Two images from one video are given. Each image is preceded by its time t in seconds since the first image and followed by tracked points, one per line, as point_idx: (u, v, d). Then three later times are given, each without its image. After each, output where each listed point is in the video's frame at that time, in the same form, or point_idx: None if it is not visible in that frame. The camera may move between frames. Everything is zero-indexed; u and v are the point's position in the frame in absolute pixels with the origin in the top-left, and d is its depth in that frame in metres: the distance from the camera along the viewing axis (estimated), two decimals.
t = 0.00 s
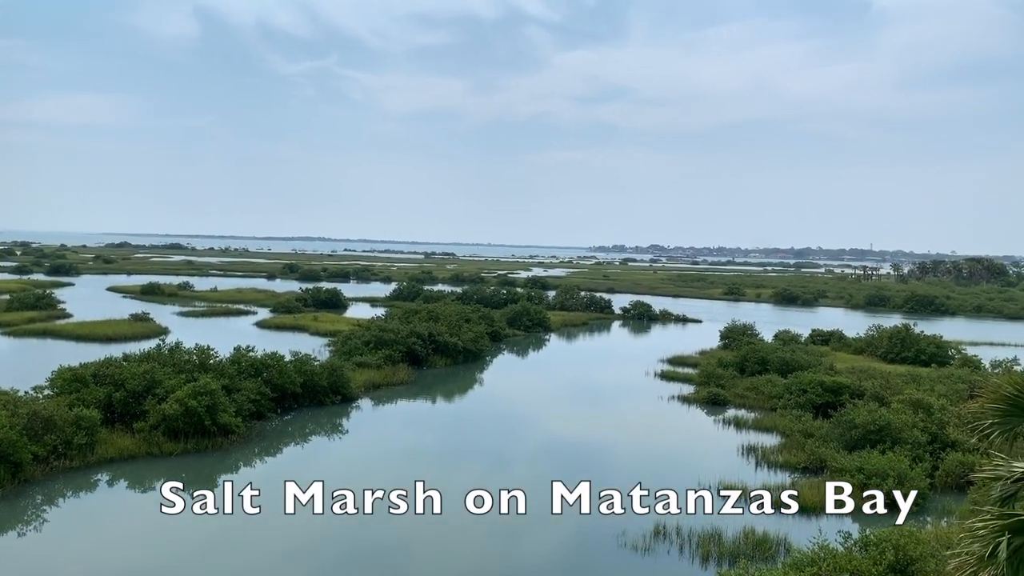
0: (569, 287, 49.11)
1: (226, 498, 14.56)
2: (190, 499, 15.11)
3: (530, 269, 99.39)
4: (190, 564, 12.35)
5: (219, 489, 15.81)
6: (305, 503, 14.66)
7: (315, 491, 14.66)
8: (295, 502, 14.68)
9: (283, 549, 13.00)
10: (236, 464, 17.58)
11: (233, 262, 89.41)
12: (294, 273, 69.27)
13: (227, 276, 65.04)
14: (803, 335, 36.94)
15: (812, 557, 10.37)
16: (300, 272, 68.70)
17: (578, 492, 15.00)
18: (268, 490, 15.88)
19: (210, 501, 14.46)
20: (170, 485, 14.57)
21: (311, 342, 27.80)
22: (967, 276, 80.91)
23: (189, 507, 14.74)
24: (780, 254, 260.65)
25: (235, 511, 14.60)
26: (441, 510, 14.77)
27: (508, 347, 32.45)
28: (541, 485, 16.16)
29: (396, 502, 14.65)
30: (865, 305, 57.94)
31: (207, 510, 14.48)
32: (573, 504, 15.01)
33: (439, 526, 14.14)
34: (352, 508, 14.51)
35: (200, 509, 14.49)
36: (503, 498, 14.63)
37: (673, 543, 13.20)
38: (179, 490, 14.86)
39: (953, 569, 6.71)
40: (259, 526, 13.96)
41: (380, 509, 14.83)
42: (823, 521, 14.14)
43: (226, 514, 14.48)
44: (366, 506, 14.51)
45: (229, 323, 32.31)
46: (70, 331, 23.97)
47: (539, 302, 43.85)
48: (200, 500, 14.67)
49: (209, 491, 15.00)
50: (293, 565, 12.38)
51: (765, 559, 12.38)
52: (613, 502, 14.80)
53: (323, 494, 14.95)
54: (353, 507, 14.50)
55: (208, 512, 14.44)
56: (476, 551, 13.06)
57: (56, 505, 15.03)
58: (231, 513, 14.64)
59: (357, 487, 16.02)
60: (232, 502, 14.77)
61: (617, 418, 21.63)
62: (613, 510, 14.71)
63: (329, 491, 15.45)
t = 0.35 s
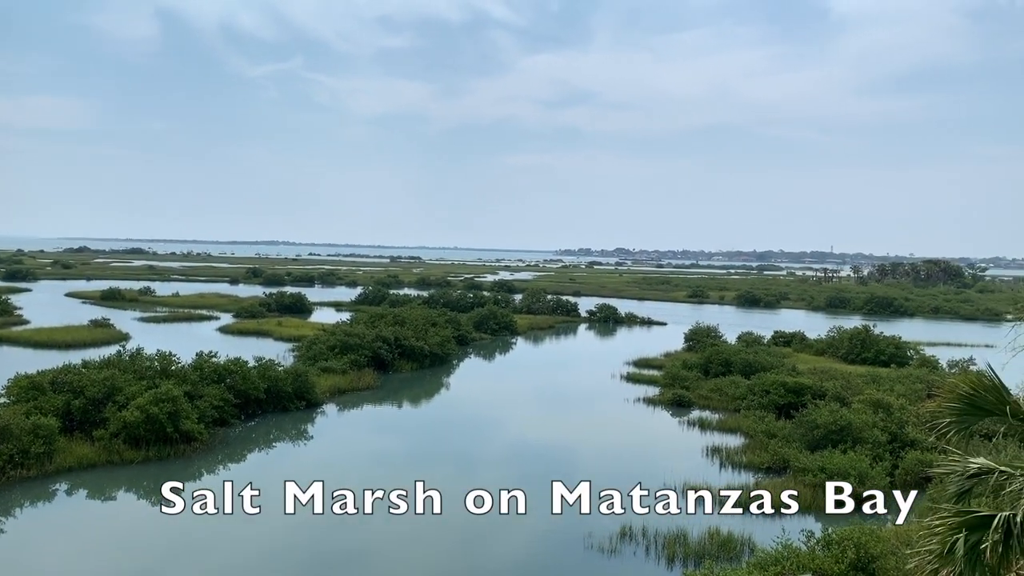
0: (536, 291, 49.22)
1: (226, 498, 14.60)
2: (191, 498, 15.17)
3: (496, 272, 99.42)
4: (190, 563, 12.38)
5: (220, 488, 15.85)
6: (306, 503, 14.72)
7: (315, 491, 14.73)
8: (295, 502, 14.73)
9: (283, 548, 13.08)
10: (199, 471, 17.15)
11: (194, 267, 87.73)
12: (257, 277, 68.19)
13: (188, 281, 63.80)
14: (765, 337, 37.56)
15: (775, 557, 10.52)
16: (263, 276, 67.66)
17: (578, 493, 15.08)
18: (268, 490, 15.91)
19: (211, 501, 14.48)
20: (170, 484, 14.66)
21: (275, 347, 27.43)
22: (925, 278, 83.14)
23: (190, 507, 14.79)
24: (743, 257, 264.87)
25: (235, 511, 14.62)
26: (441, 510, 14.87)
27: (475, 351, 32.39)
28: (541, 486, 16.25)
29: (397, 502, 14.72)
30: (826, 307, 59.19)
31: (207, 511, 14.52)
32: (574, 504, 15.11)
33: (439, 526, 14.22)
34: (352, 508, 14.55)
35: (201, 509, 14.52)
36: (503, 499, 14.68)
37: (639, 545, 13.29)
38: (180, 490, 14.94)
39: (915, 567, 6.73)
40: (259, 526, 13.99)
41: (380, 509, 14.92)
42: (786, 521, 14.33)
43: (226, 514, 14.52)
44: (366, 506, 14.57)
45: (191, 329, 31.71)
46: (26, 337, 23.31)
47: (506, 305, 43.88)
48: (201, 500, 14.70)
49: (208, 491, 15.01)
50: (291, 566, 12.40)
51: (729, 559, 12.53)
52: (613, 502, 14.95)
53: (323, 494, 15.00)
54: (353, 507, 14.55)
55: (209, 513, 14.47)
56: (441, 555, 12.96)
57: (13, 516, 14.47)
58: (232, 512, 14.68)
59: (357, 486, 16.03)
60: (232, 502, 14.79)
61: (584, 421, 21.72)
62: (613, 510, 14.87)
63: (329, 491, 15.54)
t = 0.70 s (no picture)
0: (497, 292, 49.19)
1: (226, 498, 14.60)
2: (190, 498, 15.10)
3: (458, 274, 99.13)
4: (194, 565, 12.30)
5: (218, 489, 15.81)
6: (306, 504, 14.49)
7: (315, 491, 14.68)
8: (295, 502, 14.69)
9: (286, 548, 13.09)
10: (156, 478, 16.70)
11: (147, 271, 85.47)
12: (214, 281, 66.73)
13: (141, 285, 62.19)
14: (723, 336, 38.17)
15: (735, 554, 10.68)
16: (220, 280, 66.28)
17: (577, 492, 14.99)
18: (267, 491, 15.91)
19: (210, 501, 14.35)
20: (169, 484, 14.34)
21: (232, 352, 26.93)
22: (878, 277, 85.39)
23: (189, 506, 14.68)
24: (701, 258, 268.82)
25: (235, 511, 14.66)
26: (442, 510, 15.01)
27: (436, 354, 32.24)
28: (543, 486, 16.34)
29: (397, 502, 14.76)
30: (783, 306, 60.43)
31: (207, 511, 14.41)
32: (574, 504, 15.14)
33: (427, 527, 14.26)
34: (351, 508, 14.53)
35: (200, 509, 14.38)
36: (503, 498, 14.72)
37: (601, 545, 13.35)
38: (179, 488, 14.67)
39: (870, 563, 6.89)
40: (259, 527, 13.97)
41: (380, 508, 15.00)
42: (745, 519, 14.55)
43: (226, 515, 14.52)
44: (366, 506, 14.59)
45: (146, 334, 30.96)
46: None
47: (467, 308, 43.78)
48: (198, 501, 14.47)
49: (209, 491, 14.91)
50: (266, 570, 12.25)
51: (690, 557, 12.68)
52: (613, 502, 14.92)
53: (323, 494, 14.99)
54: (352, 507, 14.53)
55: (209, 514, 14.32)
56: (404, 559, 12.84)
57: None
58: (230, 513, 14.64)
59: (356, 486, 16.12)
60: (231, 502, 14.79)
61: (546, 422, 21.78)
62: (613, 510, 14.83)
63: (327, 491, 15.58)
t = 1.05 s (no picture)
0: (458, 295, 49.03)
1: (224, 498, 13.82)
2: (190, 499, 15.04)
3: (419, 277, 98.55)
4: (185, 569, 12.19)
5: (217, 489, 15.77)
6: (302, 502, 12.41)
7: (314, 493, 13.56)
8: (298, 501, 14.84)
9: (292, 549, 13.17)
10: (109, 486, 16.20)
11: (97, 274, 82.99)
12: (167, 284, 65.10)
13: (91, 289, 60.37)
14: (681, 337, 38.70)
15: (694, 553, 10.82)
16: (173, 284, 64.70)
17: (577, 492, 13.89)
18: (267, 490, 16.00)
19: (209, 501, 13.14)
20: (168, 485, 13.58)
21: (187, 356, 26.32)
22: (832, 278, 87.59)
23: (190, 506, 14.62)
24: (660, 260, 272.32)
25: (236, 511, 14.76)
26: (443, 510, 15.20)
27: (397, 357, 31.98)
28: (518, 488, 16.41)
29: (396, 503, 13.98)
30: (740, 307, 61.54)
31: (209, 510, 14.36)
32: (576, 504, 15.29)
33: (388, 531, 14.14)
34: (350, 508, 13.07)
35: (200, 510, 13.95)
36: (502, 498, 13.65)
37: (561, 546, 13.40)
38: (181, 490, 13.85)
39: (825, 559, 7.04)
40: (259, 528, 14.07)
41: (381, 508, 15.24)
42: (703, 517, 14.75)
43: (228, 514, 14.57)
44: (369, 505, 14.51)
45: (97, 338, 30.07)
46: None
47: (428, 310, 43.55)
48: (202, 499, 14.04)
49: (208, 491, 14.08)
50: None
51: (650, 557, 12.81)
52: (614, 502, 14.55)
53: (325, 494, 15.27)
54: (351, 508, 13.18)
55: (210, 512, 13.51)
56: (365, 562, 12.72)
57: None
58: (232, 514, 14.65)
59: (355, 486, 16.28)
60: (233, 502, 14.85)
61: (507, 424, 21.77)
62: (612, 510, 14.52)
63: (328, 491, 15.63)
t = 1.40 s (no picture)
0: (425, 298, 48.80)
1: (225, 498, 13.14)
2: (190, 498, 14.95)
3: (387, 280, 97.90)
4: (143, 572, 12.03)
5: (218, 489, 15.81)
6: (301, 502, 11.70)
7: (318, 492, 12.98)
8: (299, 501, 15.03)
9: (283, 550, 13.15)
10: (67, 492, 15.75)
11: (54, 276, 80.78)
12: (128, 287, 63.66)
13: (48, 291, 58.77)
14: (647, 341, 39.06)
15: (658, 555, 10.89)
16: (134, 287, 63.30)
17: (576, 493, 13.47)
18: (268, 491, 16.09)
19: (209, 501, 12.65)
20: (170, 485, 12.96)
21: (148, 360, 25.74)
22: (794, 283, 89.22)
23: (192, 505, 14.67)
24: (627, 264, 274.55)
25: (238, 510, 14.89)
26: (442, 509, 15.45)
27: (363, 361, 31.70)
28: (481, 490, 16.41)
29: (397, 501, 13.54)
30: (705, 311, 62.33)
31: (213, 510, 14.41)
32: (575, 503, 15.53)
33: (351, 535, 14.00)
34: (351, 508, 12.55)
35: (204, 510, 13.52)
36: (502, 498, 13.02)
37: (527, 549, 13.39)
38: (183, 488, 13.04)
39: (786, 559, 7.17)
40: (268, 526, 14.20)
41: (382, 507, 15.48)
42: (668, 520, 14.89)
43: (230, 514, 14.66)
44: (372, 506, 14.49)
45: (56, 341, 29.27)
46: None
47: (394, 314, 43.26)
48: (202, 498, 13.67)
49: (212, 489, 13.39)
50: None
51: (614, 559, 12.87)
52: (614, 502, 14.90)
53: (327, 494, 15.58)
54: (351, 508, 12.72)
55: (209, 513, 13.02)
56: (329, 565, 12.63)
57: None
58: (234, 514, 14.62)
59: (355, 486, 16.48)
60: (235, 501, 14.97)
61: (473, 428, 21.71)
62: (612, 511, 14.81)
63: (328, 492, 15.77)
